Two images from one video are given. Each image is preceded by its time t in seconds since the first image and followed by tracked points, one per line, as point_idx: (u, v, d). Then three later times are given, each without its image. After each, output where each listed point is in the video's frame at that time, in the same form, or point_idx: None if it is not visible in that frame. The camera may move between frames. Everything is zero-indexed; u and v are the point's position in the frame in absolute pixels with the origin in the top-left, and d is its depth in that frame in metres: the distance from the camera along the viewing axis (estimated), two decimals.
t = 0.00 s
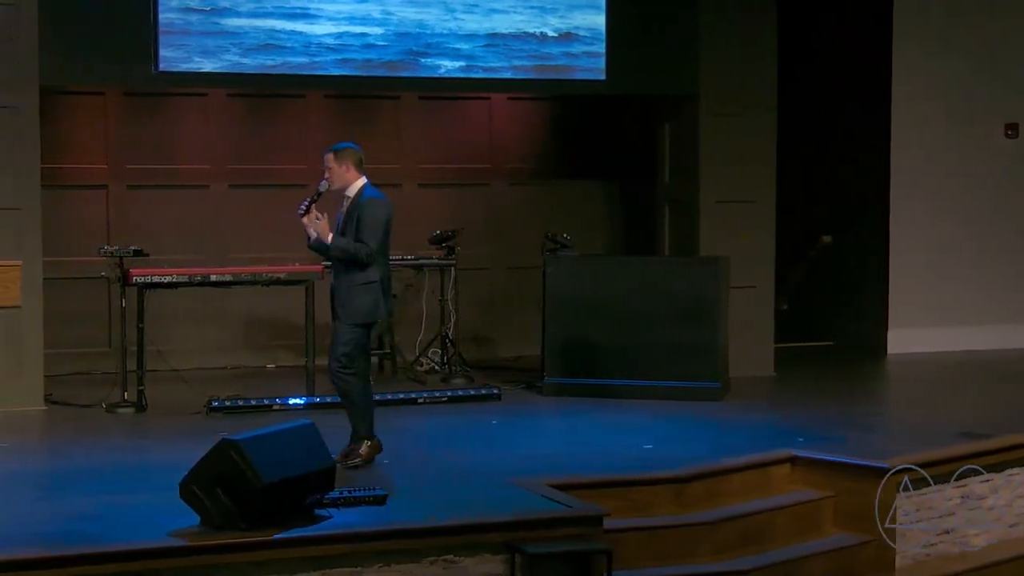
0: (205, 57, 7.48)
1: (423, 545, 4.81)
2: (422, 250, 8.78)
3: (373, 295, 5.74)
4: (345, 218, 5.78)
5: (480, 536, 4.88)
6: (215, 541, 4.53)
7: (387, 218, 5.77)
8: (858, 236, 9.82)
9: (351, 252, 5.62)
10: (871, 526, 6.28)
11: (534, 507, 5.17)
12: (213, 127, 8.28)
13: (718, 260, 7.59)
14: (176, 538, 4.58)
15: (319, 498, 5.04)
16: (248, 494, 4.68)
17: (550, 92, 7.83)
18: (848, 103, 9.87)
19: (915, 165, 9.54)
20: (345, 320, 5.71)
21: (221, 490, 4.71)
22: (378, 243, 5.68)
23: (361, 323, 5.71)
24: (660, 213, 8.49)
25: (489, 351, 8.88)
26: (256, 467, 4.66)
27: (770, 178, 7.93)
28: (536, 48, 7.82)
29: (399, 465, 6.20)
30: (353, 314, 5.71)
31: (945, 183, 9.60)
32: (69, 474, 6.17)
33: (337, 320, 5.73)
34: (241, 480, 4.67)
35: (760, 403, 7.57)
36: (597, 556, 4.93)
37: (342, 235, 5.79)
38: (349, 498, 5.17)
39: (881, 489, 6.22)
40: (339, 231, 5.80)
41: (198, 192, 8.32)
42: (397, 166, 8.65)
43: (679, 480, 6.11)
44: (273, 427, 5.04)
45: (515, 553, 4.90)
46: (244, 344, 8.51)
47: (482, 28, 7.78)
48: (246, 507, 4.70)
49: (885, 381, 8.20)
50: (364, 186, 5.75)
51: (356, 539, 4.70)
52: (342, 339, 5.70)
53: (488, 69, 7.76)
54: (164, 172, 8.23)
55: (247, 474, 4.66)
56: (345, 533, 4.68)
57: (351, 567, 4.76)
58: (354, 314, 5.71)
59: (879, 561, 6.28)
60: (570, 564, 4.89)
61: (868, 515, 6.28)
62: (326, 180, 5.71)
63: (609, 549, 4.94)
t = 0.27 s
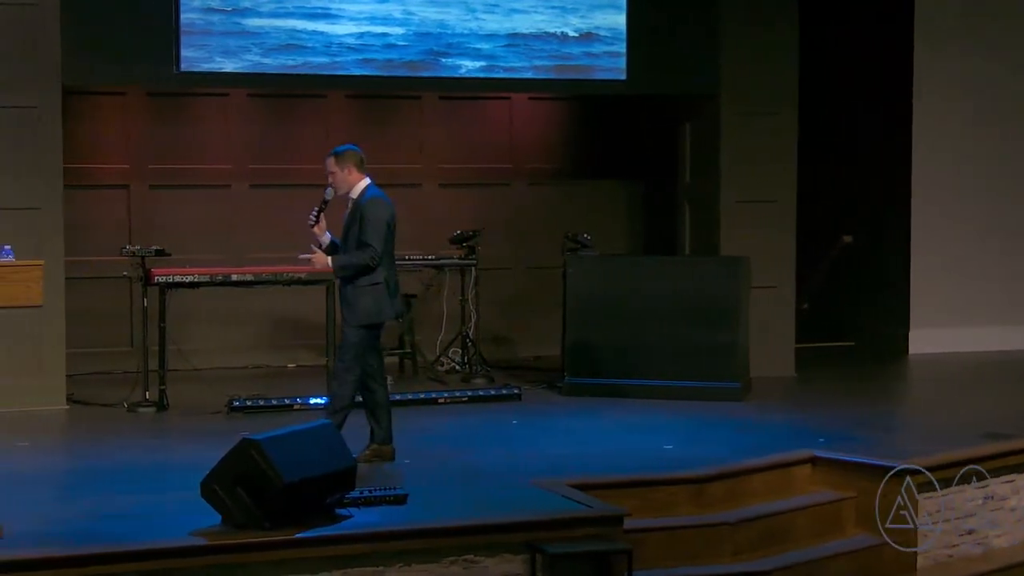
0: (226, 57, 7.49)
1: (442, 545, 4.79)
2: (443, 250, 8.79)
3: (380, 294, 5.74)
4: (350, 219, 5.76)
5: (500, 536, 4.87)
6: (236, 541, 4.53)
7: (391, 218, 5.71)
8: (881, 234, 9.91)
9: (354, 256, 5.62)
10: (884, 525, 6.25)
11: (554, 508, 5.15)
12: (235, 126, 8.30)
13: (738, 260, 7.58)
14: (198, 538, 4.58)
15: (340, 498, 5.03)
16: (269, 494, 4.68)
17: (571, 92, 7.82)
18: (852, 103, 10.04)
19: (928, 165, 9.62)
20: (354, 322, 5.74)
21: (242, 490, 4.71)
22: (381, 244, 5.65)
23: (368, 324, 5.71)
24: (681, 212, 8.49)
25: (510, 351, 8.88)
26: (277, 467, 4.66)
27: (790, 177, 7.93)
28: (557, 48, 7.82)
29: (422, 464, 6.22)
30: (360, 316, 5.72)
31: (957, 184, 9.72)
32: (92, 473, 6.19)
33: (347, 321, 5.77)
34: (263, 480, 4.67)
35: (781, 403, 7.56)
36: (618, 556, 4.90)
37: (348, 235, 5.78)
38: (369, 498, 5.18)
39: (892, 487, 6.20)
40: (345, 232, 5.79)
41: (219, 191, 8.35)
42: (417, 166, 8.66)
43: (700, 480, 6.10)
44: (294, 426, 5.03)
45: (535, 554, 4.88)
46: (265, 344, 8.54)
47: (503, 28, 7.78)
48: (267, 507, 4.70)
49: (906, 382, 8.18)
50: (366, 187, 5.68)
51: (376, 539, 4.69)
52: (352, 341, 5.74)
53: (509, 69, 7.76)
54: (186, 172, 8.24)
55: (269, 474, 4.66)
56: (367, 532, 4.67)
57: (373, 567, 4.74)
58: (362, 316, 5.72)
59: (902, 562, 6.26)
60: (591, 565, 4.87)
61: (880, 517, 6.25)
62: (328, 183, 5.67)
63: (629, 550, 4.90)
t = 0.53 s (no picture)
0: (251, 57, 7.52)
1: (465, 543, 4.76)
2: (466, 250, 8.79)
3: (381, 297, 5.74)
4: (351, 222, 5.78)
5: (524, 536, 4.84)
6: (260, 541, 4.51)
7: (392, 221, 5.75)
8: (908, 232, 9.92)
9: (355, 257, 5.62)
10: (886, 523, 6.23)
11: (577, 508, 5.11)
12: (259, 126, 8.33)
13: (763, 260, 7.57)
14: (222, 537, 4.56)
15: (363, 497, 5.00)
16: (293, 493, 4.65)
17: (594, 92, 7.82)
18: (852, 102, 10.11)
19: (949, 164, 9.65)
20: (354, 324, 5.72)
21: (265, 489, 4.68)
22: (383, 246, 5.66)
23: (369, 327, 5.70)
24: (705, 213, 8.47)
25: (534, 351, 8.89)
26: (301, 466, 4.63)
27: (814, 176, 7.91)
28: (580, 48, 7.82)
29: (447, 464, 6.22)
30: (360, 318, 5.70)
31: (977, 185, 9.73)
32: (120, 472, 6.22)
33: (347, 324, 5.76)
34: (287, 479, 4.64)
35: (805, 404, 7.53)
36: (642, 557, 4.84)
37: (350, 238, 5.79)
38: (393, 498, 5.17)
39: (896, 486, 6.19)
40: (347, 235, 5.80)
41: (243, 191, 8.37)
42: (441, 166, 8.68)
43: (725, 480, 6.02)
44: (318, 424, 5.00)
45: (559, 554, 4.86)
46: (289, 343, 8.56)
47: (526, 28, 7.79)
48: (291, 506, 4.67)
49: (931, 382, 8.15)
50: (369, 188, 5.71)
51: (400, 538, 4.67)
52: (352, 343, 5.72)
53: (532, 68, 7.77)
54: (209, 172, 8.27)
55: (292, 473, 4.63)
56: (390, 532, 4.65)
57: (398, 567, 4.72)
58: (363, 318, 5.72)
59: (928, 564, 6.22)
60: (616, 564, 4.82)
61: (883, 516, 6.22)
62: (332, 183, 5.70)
63: (654, 550, 4.87)
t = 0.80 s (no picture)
0: (273, 57, 7.57)
1: (488, 542, 4.75)
2: (488, 250, 8.80)
3: (385, 300, 5.47)
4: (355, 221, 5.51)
5: (546, 536, 4.82)
6: (282, 540, 4.50)
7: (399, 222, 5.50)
8: (927, 234, 9.84)
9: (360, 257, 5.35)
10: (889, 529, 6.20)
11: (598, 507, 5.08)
12: (282, 126, 8.35)
13: (788, 261, 7.57)
14: (244, 535, 4.56)
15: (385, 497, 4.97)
16: (315, 493, 4.64)
17: (616, 91, 7.88)
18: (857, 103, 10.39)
19: (972, 164, 9.54)
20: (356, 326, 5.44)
21: (287, 488, 4.67)
22: (389, 247, 5.40)
23: (370, 329, 5.42)
24: (726, 213, 8.47)
25: (556, 351, 8.89)
26: (322, 466, 4.61)
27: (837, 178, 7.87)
28: (602, 47, 7.89)
29: (469, 465, 6.20)
30: (360, 319, 5.42)
31: (1004, 182, 9.62)
32: (147, 470, 6.24)
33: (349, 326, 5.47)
34: (309, 479, 4.63)
35: (828, 404, 7.52)
36: (663, 557, 4.81)
37: (353, 238, 5.53)
38: (414, 497, 5.13)
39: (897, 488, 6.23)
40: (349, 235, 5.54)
41: (266, 191, 8.40)
42: (463, 166, 8.69)
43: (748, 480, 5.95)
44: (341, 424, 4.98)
45: (580, 553, 4.83)
46: (312, 343, 8.59)
47: (548, 28, 7.87)
48: (313, 505, 4.66)
49: (956, 383, 8.10)
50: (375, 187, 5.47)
51: (421, 537, 4.66)
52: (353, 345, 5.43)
53: (554, 68, 7.82)
54: (232, 172, 8.30)
55: (314, 472, 4.61)
56: (412, 531, 4.64)
57: (420, 566, 4.72)
58: (365, 319, 5.43)
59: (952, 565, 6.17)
60: (637, 565, 4.77)
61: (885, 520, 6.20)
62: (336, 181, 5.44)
63: (675, 551, 4.84)
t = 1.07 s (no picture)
0: (295, 57, 7.57)
1: (509, 543, 4.71)
2: (508, 250, 8.80)
3: (397, 299, 5.42)
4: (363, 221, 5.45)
5: (566, 536, 4.78)
6: (301, 539, 4.46)
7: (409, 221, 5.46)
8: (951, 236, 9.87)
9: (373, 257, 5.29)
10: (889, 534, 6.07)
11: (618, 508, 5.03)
12: (303, 126, 8.37)
13: (809, 261, 7.54)
14: (263, 535, 4.53)
15: (405, 498, 4.93)
16: (335, 491, 4.62)
17: (637, 91, 7.87)
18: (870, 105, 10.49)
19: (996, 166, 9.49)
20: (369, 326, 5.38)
21: (308, 486, 4.66)
22: (401, 246, 5.36)
23: (383, 329, 5.36)
24: (748, 213, 8.46)
25: (577, 351, 8.89)
26: (342, 464, 4.59)
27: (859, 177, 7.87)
28: (624, 47, 7.87)
29: (491, 466, 6.19)
30: (373, 319, 5.36)
31: None
32: (170, 469, 6.23)
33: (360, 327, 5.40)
34: (328, 477, 4.61)
35: (849, 404, 7.50)
36: (685, 558, 4.80)
37: (361, 238, 5.46)
38: (436, 496, 5.10)
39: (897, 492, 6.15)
40: (357, 235, 5.47)
41: (287, 191, 8.41)
42: (483, 166, 8.69)
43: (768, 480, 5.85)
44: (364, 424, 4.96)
45: (601, 554, 4.79)
46: (333, 343, 8.60)
47: (570, 27, 7.86)
48: (333, 504, 4.64)
49: (978, 384, 8.07)
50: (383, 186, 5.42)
51: (443, 537, 4.62)
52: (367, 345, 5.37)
53: (575, 68, 7.82)
54: (253, 172, 8.32)
55: (333, 471, 4.59)
56: (433, 531, 4.61)
57: (441, 566, 4.68)
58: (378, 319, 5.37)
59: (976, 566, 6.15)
60: (660, 565, 4.77)
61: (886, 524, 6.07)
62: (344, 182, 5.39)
63: (697, 550, 4.82)
